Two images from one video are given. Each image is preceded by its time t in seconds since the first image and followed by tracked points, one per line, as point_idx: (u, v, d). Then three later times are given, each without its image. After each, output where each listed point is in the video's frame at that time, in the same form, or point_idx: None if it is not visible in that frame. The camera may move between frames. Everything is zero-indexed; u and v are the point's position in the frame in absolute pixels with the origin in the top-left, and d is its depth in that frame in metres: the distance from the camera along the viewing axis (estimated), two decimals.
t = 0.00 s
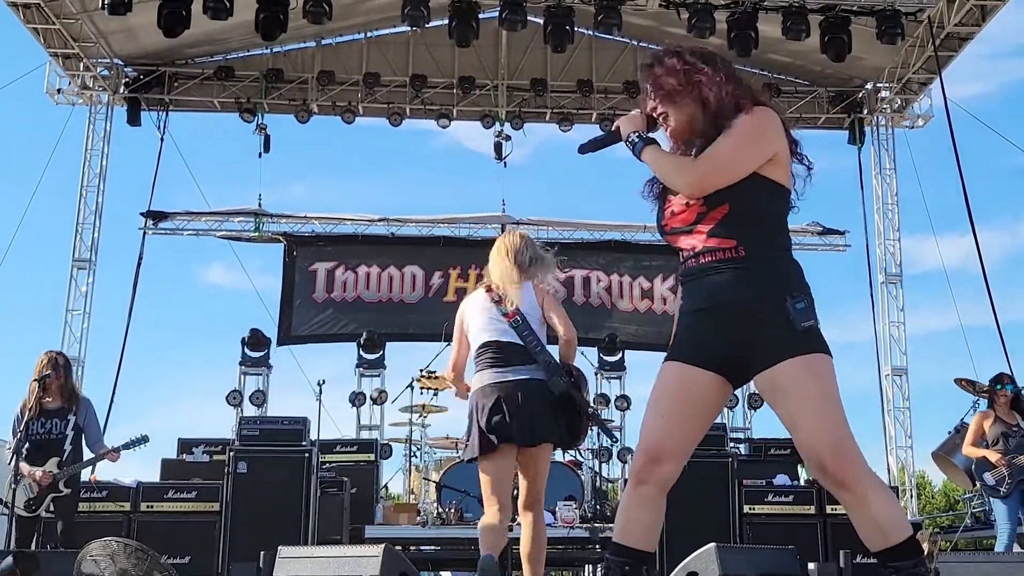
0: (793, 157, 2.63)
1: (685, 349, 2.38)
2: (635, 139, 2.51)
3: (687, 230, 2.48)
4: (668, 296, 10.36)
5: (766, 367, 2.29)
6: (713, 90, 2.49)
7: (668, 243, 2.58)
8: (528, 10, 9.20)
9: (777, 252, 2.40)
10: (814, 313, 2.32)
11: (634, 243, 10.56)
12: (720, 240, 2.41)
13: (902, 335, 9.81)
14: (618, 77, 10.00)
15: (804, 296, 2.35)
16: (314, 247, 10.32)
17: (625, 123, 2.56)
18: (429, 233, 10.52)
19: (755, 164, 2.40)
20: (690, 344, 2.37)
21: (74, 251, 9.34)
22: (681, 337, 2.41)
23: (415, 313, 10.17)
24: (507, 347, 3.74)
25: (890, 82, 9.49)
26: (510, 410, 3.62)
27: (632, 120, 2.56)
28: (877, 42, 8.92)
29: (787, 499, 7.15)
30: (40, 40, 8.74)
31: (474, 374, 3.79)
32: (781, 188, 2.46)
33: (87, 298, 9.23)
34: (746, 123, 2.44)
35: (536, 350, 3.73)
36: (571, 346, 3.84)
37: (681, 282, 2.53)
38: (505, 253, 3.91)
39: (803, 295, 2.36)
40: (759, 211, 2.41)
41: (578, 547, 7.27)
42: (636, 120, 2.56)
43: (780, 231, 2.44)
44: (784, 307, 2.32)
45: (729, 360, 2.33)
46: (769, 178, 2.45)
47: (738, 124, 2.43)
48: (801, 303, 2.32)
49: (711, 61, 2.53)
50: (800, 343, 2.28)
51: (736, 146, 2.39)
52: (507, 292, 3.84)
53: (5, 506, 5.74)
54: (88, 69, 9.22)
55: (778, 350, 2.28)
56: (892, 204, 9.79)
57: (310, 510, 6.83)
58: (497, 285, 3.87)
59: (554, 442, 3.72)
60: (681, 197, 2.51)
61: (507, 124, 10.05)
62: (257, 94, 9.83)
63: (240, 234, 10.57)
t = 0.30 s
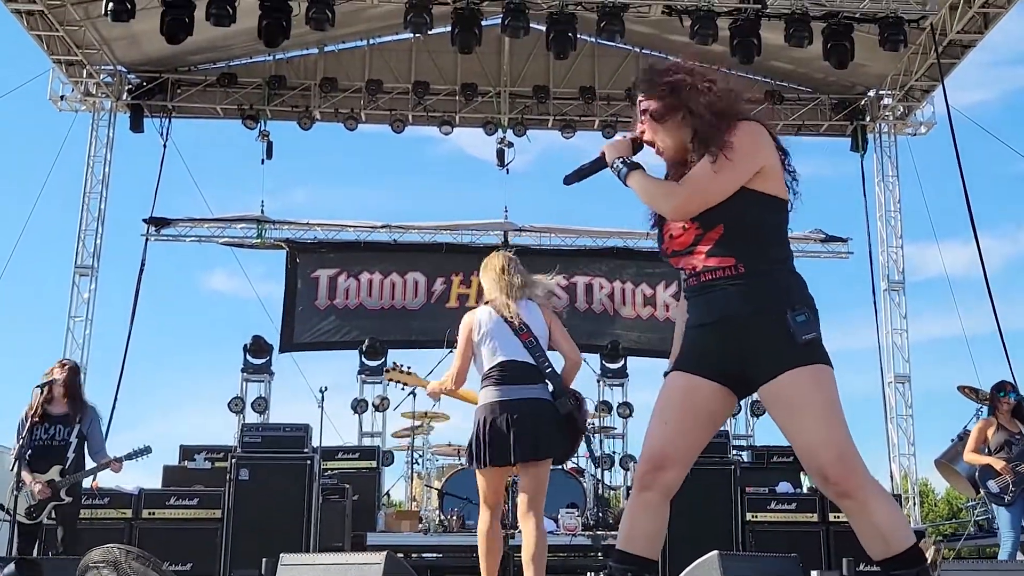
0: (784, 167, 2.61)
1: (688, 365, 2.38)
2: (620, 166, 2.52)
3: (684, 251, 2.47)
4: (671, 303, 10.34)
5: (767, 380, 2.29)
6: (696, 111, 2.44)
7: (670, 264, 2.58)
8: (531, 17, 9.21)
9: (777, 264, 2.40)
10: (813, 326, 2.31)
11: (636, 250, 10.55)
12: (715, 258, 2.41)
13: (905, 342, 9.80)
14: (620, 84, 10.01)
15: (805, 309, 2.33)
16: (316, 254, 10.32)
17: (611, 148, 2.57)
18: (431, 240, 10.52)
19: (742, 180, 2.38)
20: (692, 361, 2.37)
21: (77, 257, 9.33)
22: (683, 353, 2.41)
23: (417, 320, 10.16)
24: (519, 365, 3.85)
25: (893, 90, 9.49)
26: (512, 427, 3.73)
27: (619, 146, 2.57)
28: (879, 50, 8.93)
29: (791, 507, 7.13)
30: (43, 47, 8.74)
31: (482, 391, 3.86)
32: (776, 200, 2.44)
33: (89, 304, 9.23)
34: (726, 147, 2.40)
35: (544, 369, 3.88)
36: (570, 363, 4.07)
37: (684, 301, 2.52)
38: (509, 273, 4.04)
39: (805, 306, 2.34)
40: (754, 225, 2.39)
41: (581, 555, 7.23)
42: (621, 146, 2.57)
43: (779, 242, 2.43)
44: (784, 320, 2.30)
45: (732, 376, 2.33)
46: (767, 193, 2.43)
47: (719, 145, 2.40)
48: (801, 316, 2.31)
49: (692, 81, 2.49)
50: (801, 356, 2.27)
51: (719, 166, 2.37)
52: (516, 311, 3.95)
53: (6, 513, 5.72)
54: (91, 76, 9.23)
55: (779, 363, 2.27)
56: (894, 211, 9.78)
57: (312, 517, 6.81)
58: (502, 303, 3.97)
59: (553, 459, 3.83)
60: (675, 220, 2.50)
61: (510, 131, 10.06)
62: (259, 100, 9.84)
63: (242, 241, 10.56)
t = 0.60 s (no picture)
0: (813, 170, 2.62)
1: (695, 357, 2.37)
2: (649, 153, 2.50)
3: (702, 242, 2.47)
4: (675, 306, 10.34)
5: (776, 379, 2.28)
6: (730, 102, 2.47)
7: (683, 255, 2.57)
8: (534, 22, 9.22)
9: (788, 266, 2.39)
10: (824, 329, 2.30)
11: (639, 254, 10.54)
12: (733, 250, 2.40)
13: (908, 346, 9.79)
14: (623, 89, 10.01)
15: (815, 311, 2.33)
16: (319, 258, 10.33)
17: (642, 137, 2.54)
18: (434, 244, 10.51)
19: (769, 177, 2.39)
20: (698, 353, 2.36)
21: (80, 261, 9.34)
22: (692, 346, 2.40)
23: (420, 324, 10.15)
24: (501, 385, 4.06)
25: (896, 94, 9.49)
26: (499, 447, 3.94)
27: (652, 135, 2.54)
28: (882, 54, 8.92)
29: (794, 511, 7.12)
30: (47, 51, 8.75)
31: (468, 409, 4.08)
32: (798, 200, 2.44)
33: (92, 308, 9.24)
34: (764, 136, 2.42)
35: (525, 390, 4.08)
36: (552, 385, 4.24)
37: (693, 294, 2.51)
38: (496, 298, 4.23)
39: (815, 310, 2.34)
40: (770, 223, 2.39)
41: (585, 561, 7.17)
42: (653, 135, 2.54)
43: (794, 244, 2.43)
44: (794, 320, 2.30)
45: (738, 372, 2.32)
46: (786, 193, 2.43)
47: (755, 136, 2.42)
48: (811, 318, 2.30)
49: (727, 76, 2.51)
50: (810, 358, 2.26)
51: (752, 156, 2.38)
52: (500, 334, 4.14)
53: (10, 517, 5.71)
54: (95, 80, 9.21)
55: (786, 364, 2.27)
56: (897, 215, 9.77)
57: (314, 522, 6.81)
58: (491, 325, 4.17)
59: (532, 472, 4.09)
60: (699, 208, 2.49)
61: (513, 136, 10.07)
62: (263, 105, 9.85)
63: (246, 245, 10.56)
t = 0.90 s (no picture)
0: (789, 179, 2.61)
1: (691, 365, 2.36)
2: (626, 154, 2.50)
3: (688, 254, 2.46)
4: (677, 306, 10.34)
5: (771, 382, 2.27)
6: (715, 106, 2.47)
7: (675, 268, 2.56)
8: (536, 22, 9.21)
9: (781, 268, 2.38)
10: (818, 329, 2.29)
11: (640, 254, 10.53)
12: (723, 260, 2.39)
13: (909, 347, 9.78)
14: (625, 89, 10.01)
15: (809, 312, 2.31)
16: (321, 258, 10.32)
17: (622, 137, 2.54)
18: (436, 244, 10.50)
19: (735, 178, 2.39)
20: (694, 361, 2.35)
21: (81, 261, 9.34)
22: (688, 355, 2.39)
23: (421, 325, 10.14)
24: (490, 397, 4.29)
25: (898, 95, 9.48)
26: (488, 454, 4.17)
27: (631, 136, 2.53)
28: (884, 54, 8.90)
29: (796, 512, 7.11)
30: (49, 51, 8.74)
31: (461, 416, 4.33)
32: (776, 199, 2.44)
33: (93, 308, 9.23)
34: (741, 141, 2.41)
35: (515, 401, 4.31)
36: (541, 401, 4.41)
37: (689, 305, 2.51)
38: (500, 313, 4.45)
39: (808, 310, 2.32)
40: (758, 226, 2.38)
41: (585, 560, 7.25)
42: (632, 136, 2.53)
43: (784, 244, 2.42)
44: (788, 324, 2.28)
45: (734, 378, 2.32)
46: (760, 194, 2.42)
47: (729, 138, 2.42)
48: (805, 320, 2.28)
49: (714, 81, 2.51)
50: (806, 360, 2.25)
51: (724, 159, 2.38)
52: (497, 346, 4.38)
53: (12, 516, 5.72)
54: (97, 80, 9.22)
55: (781, 369, 2.26)
56: (899, 216, 9.76)
57: (315, 521, 6.80)
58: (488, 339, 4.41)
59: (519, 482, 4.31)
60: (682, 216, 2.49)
61: (515, 136, 10.06)
62: (264, 105, 9.84)
63: (247, 245, 10.54)
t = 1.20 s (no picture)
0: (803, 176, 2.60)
1: (699, 362, 2.36)
2: (645, 160, 2.47)
3: (701, 249, 2.45)
4: (678, 306, 10.33)
5: (779, 380, 2.26)
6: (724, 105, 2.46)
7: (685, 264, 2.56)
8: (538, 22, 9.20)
9: (791, 266, 2.38)
10: (826, 329, 2.29)
11: (641, 254, 10.52)
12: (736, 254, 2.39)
13: (910, 348, 9.77)
14: (627, 89, 10.00)
15: (817, 312, 2.31)
16: (322, 257, 10.32)
17: (639, 144, 2.50)
18: (437, 244, 10.51)
19: (759, 179, 2.37)
20: (701, 358, 2.35)
21: (83, 259, 9.34)
22: (696, 350, 2.39)
23: (422, 325, 10.14)
24: (495, 413, 4.46)
25: (900, 96, 9.47)
26: (493, 466, 4.35)
27: (650, 142, 2.50)
28: (887, 54, 8.90)
29: (796, 513, 7.11)
30: (51, 49, 8.74)
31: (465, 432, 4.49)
32: (790, 198, 2.43)
33: (94, 306, 9.23)
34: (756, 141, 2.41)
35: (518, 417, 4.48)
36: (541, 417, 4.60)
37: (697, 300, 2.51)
38: (505, 332, 4.63)
39: (817, 310, 2.32)
40: (769, 224, 2.38)
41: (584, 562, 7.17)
42: (650, 141, 2.50)
43: (795, 245, 2.42)
44: (796, 322, 2.28)
45: (742, 376, 2.31)
46: (775, 193, 2.41)
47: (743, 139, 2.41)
48: (813, 320, 2.28)
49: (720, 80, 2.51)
50: (813, 359, 2.25)
51: (744, 162, 2.36)
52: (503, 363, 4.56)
53: (12, 514, 5.70)
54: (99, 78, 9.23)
55: (787, 367, 2.25)
56: (901, 217, 9.75)
57: (316, 521, 6.80)
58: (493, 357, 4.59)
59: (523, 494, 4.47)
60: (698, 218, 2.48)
61: (516, 136, 10.06)
62: (266, 104, 9.84)
63: (248, 244, 10.54)
